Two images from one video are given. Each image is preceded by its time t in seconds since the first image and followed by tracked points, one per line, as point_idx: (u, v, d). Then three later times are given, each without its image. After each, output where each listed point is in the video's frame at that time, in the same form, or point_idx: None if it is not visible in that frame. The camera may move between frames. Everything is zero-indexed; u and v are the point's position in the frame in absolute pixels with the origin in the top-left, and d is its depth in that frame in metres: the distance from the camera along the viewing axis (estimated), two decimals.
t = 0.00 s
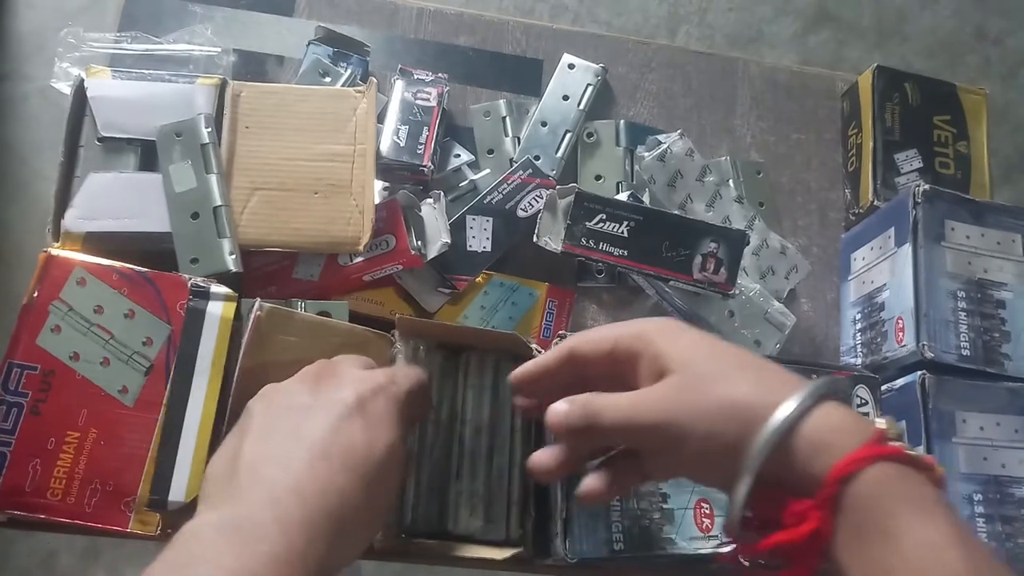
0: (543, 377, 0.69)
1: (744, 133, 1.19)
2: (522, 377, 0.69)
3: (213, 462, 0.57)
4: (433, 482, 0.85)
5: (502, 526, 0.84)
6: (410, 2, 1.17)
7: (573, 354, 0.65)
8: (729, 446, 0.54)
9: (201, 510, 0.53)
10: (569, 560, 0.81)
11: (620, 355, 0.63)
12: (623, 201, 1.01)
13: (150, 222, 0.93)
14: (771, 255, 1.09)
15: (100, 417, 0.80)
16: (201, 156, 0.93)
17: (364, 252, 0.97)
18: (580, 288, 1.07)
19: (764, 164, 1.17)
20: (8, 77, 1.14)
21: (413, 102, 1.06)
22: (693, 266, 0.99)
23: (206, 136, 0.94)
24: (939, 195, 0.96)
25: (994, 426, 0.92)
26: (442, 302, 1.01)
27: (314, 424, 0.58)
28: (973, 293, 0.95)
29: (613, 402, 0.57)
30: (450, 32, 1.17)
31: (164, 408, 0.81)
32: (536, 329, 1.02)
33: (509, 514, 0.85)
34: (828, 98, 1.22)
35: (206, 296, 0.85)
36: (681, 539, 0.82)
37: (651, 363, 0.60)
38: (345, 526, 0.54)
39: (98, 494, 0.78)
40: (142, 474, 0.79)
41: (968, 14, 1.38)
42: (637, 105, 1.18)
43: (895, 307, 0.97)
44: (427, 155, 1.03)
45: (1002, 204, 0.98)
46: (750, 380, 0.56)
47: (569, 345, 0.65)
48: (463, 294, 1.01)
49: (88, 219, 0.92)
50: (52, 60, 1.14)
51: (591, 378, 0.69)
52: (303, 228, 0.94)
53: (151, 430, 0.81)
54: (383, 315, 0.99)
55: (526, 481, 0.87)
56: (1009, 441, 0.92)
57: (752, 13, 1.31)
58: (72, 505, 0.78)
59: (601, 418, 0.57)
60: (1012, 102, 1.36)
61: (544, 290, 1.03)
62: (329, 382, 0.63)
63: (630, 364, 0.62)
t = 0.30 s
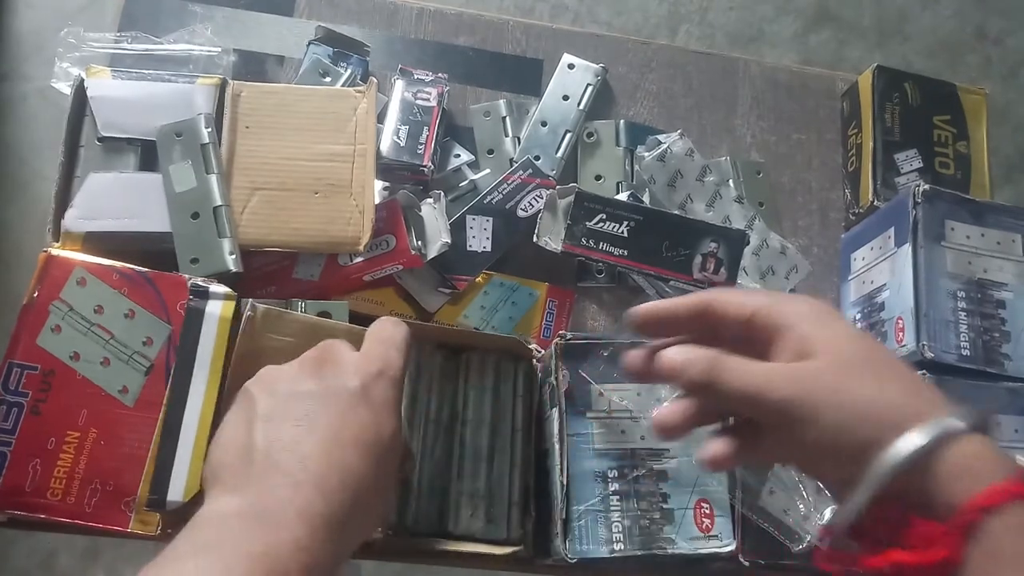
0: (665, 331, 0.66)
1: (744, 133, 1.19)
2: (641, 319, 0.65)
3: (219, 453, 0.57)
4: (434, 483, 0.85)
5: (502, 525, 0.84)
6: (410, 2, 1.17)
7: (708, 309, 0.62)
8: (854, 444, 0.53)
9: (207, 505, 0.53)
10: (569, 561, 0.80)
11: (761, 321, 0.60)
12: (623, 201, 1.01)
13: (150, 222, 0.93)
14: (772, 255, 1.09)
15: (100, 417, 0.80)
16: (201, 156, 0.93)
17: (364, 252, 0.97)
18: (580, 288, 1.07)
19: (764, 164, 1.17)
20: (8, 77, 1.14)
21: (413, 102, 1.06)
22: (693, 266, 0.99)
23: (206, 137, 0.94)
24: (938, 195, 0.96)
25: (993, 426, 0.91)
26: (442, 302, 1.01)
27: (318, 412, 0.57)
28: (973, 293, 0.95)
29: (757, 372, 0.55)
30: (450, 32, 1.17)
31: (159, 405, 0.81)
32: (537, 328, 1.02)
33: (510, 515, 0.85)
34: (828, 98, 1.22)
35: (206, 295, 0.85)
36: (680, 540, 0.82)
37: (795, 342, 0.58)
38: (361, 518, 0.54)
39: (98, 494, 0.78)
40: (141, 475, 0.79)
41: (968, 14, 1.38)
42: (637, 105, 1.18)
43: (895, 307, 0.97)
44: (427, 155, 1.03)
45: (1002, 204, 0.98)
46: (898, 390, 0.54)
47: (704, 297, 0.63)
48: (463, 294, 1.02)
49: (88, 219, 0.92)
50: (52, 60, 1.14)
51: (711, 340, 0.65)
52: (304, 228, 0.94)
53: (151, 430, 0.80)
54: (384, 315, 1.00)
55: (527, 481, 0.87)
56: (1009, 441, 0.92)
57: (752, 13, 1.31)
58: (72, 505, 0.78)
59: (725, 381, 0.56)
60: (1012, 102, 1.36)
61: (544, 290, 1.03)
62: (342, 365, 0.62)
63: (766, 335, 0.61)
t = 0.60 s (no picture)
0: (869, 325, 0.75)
1: (744, 133, 1.19)
2: (831, 307, 0.76)
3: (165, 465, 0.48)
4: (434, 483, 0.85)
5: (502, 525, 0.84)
6: (411, 2, 1.17)
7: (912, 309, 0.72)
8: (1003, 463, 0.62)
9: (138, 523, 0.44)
10: (569, 561, 0.80)
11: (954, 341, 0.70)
12: (623, 201, 1.00)
13: (150, 223, 0.92)
14: (772, 255, 1.09)
15: (100, 417, 0.80)
16: (201, 156, 0.93)
17: (364, 252, 0.97)
18: (580, 288, 1.07)
19: (764, 164, 1.17)
20: (9, 77, 1.14)
21: (413, 102, 1.06)
22: (693, 267, 0.99)
23: (206, 137, 0.94)
24: (938, 195, 0.96)
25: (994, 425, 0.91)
26: (442, 302, 1.01)
27: (320, 401, 0.50)
28: (972, 293, 0.95)
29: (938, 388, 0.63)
30: (451, 32, 1.17)
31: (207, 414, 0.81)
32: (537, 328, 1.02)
33: (510, 515, 0.85)
34: (828, 97, 1.22)
35: (253, 303, 0.84)
36: (680, 540, 0.82)
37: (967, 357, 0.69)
38: (330, 535, 0.47)
39: (98, 494, 0.79)
40: (142, 474, 0.79)
41: (968, 14, 1.38)
42: (637, 105, 1.18)
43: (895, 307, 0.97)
44: (427, 155, 1.03)
45: (1002, 204, 0.98)
46: None
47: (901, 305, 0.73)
48: (463, 294, 1.02)
49: (88, 220, 0.92)
50: (53, 60, 1.14)
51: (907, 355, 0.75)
52: (304, 228, 0.94)
53: (151, 431, 0.80)
54: (383, 315, 1.00)
55: (527, 481, 0.88)
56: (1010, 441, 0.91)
57: (752, 13, 1.31)
58: (72, 505, 0.78)
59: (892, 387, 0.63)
60: (1012, 102, 1.35)
61: (544, 290, 1.03)
62: (381, 360, 0.55)
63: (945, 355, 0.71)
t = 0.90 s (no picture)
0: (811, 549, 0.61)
1: (744, 133, 1.19)
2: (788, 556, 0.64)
3: None
4: (434, 485, 0.85)
5: (502, 526, 0.84)
6: (411, 2, 1.17)
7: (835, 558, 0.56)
8: None
9: None
10: (569, 561, 0.80)
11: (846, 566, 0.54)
12: (623, 201, 1.00)
13: (150, 223, 0.92)
14: (772, 255, 1.09)
15: (100, 417, 0.80)
16: (201, 156, 0.93)
17: (364, 252, 0.97)
18: (580, 288, 1.07)
19: (764, 164, 1.17)
20: (9, 78, 1.14)
21: (413, 102, 1.06)
22: (693, 267, 0.99)
23: (206, 136, 0.94)
24: (938, 195, 0.96)
25: (993, 425, 0.91)
26: (442, 302, 1.01)
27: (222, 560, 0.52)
28: (972, 293, 0.95)
29: None
30: (450, 32, 1.17)
31: (212, 414, 0.79)
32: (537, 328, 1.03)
33: (510, 515, 0.85)
34: (828, 97, 1.22)
35: (254, 303, 0.83)
36: (680, 540, 0.82)
37: None
38: None
39: (98, 494, 0.78)
40: (142, 474, 0.79)
41: (968, 13, 1.38)
42: (637, 105, 1.18)
43: (895, 307, 0.97)
44: (427, 155, 1.03)
45: (1002, 204, 0.98)
46: None
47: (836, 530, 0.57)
48: (463, 294, 1.02)
49: (89, 220, 0.92)
50: (53, 60, 1.14)
51: None
52: (304, 228, 0.94)
53: (151, 431, 0.80)
54: (383, 315, 1.00)
55: (527, 481, 0.88)
56: (1009, 441, 0.91)
57: (752, 13, 1.31)
58: (72, 505, 0.78)
59: None
60: (1012, 102, 1.35)
61: (544, 290, 1.04)
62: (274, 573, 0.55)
63: None
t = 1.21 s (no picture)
0: None
1: (744, 133, 1.19)
2: None
3: None
4: (434, 486, 0.85)
5: (502, 526, 0.85)
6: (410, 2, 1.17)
7: None
8: None
9: None
10: (569, 561, 0.80)
11: None
12: (623, 201, 1.00)
13: (149, 223, 0.92)
14: (772, 255, 1.09)
15: (100, 417, 0.80)
16: (201, 156, 0.93)
17: (364, 252, 0.97)
18: (580, 288, 1.07)
19: (764, 164, 1.17)
20: (9, 78, 1.14)
21: (413, 102, 1.06)
22: (693, 266, 0.99)
23: (206, 136, 0.93)
24: (939, 195, 0.96)
25: (993, 426, 0.91)
26: (442, 302, 1.01)
27: None
28: (972, 293, 0.95)
29: None
30: (450, 32, 1.17)
31: (213, 415, 0.79)
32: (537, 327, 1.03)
33: (510, 515, 0.86)
34: (828, 97, 1.22)
35: (255, 304, 0.84)
36: (680, 540, 0.82)
37: None
38: None
39: (98, 494, 0.78)
40: (142, 474, 0.79)
41: (968, 13, 1.38)
42: (637, 105, 1.18)
43: (895, 307, 0.97)
44: (427, 155, 1.03)
45: (1002, 204, 0.98)
46: None
47: None
48: (463, 293, 1.02)
49: (88, 220, 0.92)
50: (53, 60, 1.14)
51: None
52: (304, 228, 0.94)
53: (151, 431, 0.80)
54: (383, 315, 1.00)
55: (526, 480, 0.87)
56: (1009, 441, 0.91)
57: (752, 13, 1.32)
58: (72, 505, 0.78)
59: None
60: (1012, 102, 1.35)
61: (544, 290, 1.04)
62: None
63: None
